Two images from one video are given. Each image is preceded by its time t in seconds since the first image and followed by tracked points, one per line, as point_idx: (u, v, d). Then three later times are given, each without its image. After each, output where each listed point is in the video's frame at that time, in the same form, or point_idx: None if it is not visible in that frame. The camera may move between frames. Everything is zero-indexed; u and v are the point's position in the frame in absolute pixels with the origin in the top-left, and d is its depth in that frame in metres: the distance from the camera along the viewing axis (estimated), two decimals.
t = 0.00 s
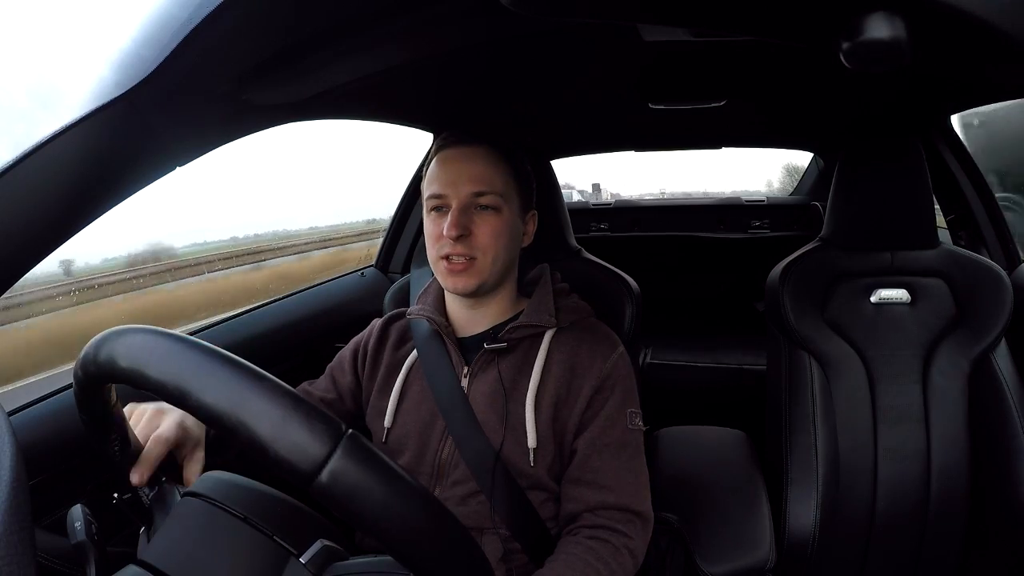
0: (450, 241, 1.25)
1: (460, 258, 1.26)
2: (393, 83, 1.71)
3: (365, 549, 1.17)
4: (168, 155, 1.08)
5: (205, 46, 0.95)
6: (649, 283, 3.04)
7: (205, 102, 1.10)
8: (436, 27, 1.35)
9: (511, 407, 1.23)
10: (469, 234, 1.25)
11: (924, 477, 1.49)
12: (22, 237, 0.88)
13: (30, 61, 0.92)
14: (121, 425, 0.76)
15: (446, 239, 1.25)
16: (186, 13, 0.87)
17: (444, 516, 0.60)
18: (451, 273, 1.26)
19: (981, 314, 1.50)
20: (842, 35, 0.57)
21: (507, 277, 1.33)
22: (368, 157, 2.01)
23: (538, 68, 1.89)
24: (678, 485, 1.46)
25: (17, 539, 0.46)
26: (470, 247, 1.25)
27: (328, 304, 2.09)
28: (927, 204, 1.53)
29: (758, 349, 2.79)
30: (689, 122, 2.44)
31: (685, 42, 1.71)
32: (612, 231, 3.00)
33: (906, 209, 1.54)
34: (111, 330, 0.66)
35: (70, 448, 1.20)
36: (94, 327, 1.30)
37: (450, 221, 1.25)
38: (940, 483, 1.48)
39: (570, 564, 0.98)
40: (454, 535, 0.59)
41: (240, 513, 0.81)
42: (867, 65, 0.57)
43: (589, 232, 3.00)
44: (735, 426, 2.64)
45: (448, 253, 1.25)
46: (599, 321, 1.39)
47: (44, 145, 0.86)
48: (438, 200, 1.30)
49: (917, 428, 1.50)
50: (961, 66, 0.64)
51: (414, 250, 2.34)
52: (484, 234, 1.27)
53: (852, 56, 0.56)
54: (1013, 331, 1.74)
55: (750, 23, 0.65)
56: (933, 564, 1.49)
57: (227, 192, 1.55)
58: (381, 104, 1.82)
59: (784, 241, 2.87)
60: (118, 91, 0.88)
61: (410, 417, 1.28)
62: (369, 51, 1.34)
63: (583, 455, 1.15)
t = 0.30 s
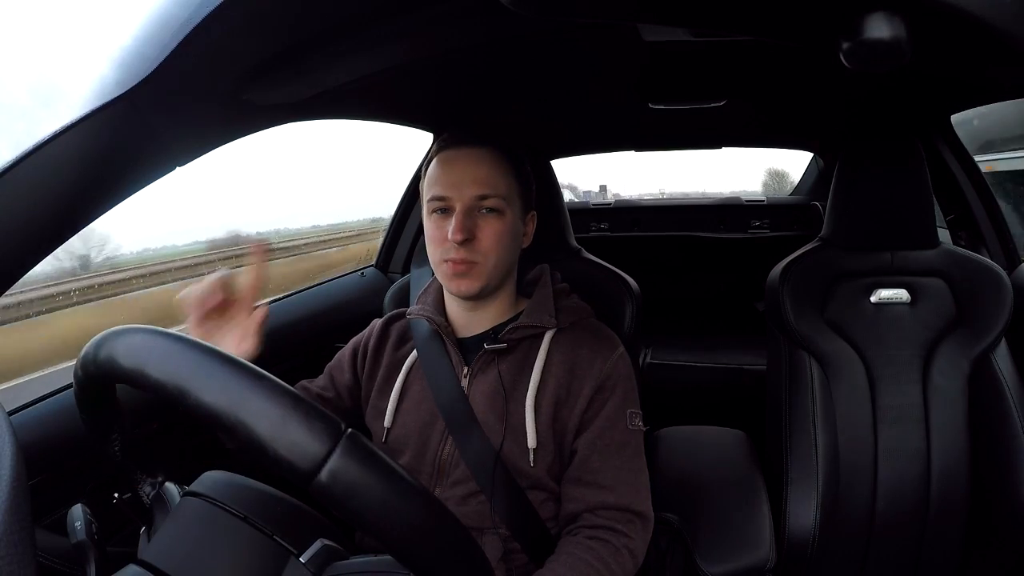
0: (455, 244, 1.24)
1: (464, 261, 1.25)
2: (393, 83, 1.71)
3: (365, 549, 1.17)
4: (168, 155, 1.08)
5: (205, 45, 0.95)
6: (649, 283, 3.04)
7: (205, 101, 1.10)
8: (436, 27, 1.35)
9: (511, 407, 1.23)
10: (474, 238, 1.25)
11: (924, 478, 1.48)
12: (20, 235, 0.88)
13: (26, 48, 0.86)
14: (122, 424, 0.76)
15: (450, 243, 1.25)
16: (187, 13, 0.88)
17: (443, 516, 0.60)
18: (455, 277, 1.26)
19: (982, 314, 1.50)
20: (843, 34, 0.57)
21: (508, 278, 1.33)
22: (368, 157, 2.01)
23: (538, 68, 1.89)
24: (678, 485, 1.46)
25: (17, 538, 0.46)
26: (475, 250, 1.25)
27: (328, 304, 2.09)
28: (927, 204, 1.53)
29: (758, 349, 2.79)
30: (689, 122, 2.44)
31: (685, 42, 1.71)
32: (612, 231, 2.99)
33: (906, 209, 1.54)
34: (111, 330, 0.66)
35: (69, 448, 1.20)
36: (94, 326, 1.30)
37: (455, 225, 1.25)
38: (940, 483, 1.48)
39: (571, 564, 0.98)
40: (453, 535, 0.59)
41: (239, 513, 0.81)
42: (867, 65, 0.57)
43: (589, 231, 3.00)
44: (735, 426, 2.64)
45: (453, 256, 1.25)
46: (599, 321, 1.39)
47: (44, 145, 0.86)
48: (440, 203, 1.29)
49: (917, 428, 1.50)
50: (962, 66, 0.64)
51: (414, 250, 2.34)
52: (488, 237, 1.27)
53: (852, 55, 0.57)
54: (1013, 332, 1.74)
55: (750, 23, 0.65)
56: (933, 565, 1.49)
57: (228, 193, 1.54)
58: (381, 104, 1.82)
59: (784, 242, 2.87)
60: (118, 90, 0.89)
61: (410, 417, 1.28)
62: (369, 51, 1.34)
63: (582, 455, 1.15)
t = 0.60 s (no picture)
0: (453, 243, 1.25)
1: (462, 260, 1.26)
2: (393, 83, 1.71)
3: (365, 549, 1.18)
4: (168, 155, 1.08)
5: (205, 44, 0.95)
6: (648, 283, 3.04)
7: (205, 101, 1.10)
8: (436, 27, 1.35)
9: (511, 407, 1.23)
10: (472, 236, 1.25)
11: (924, 478, 1.48)
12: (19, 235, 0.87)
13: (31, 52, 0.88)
14: (121, 424, 0.76)
15: (449, 241, 1.25)
16: (187, 13, 0.88)
17: (442, 516, 0.59)
18: (454, 276, 1.26)
19: (981, 314, 1.50)
20: (843, 35, 0.57)
21: (508, 277, 1.33)
22: (368, 157, 2.01)
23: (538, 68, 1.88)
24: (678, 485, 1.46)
25: (17, 538, 0.46)
26: (473, 248, 1.25)
27: (328, 305, 2.09)
28: (927, 204, 1.53)
29: (758, 349, 2.79)
30: (689, 122, 2.44)
31: (685, 42, 1.70)
32: (612, 231, 2.99)
33: (907, 209, 1.54)
34: (110, 329, 0.66)
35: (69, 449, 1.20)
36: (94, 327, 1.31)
37: (452, 223, 1.25)
38: (940, 483, 1.48)
39: (572, 564, 0.98)
40: (453, 536, 0.59)
41: (239, 513, 0.81)
42: (866, 65, 0.57)
43: (589, 231, 3.00)
44: (735, 426, 2.65)
45: (451, 255, 1.25)
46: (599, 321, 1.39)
47: (44, 145, 0.87)
48: (439, 202, 1.30)
49: (917, 428, 1.50)
50: (962, 66, 0.64)
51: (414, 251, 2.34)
52: (486, 235, 1.27)
53: (852, 55, 0.57)
54: (1013, 332, 1.75)
55: (750, 22, 0.65)
56: (934, 565, 1.49)
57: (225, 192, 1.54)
58: (381, 104, 1.82)
59: (784, 242, 2.87)
60: (120, 90, 0.90)
61: (410, 417, 1.28)
62: (369, 51, 1.33)
63: (583, 455, 1.15)
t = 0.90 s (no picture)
0: (451, 244, 1.25)
1: (459, 261, 1.26)
2: (393, 83, 1.71)
3: (364, 549, 1.18)
4: (169, 156, 1.08)
5: (205, 44, 0.95)
6: (649, 283, 3.04)
7: (206, 101, 1.10)
8: (437, 27, 1.35)
9: (511, 408, 1.23)
10: (469, 237, 1.25)
11: (924, 478, 1.48)
12: (19, 235, 0.87)
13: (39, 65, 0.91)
14: (121, 425, 0.76)
15: (446, 242, 1.25)
16: (188, 12, 0.88)
17: (441, 516, 0.59)
18: (451, 277, 1.26)
19: (981, 314, 1.50)
20: (843, 34, 0.57)
21: (507, 277, 1.33)
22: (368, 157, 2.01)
23: (538, 68, 1.88)
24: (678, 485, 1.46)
25: (17, 539, 0.46)
26: (470, 250, 1.26)
27: (328, 305, 2.09)
28: (927, 204, 1.53)
29: (758, 349, 2.79)
30: (689, 122, 2.44)
31: (686, 42, 1.70)
32: (612, 231, 2.99)
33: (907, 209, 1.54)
34: (110, 330, 0.66)
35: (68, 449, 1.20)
36: (93, 326, 1.31)
37: (449, 224, 1.25)
38: (940, 483, 1.48)
39: (572, 564, 0.98)
40: (451, 536, 0.59)
41: (239, 513, 0.81)
42: (866, 65, 0.57)
43: (589, 231, 3.00)
44: (735, 426, 2.65)
45: (449, 256, 1.25)
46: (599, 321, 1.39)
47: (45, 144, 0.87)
48: (437, 203, 1.30)
49: (917, 429, 1.50)
50: (962, 67, 0.64)
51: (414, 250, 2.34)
52: (483, 237, 1.27)
53: (852, 55, 0.56)
54: (1013, 332, 1.75)
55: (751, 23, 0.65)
56: (934, 565, 1.49)
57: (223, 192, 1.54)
58: (381, 104, 1.82)
59: (784, 242, 2.87)
60: (120, 89, 0.90)
61: (410, 418, 1.28)
62: (369, 50, 1.33)
63: (582, 455, 1.15)
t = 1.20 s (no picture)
0: (451, 245, 1.25)
1: (460, 261, 1.26)
2: (392, 83, 1.71)
3: (364, 549, 1.18)
4: (169, 155, 1.08)
5: (205, 45, 0.95)
6: (648, 283, 3.04)
7: (206, 102, 1.10)
8: (437, 27, 1.35)
9: (513, 407, 1.23)
10: (469, 238, 1.25)
11: (924, 478, 1.48)
12: (19, 235, 0.87)
13: (49, 68, 0.93)
14: (120, 424, 0.76)
15: (446, 243, 1.25)
16: (187, 13, 0.85)
17: (443, 516, 0.59)
18: (452, 278, 1.26)
19: (982, 314, 1.50)
20: (842, 35, 0.57)
21: (508, 277, 1.33)
22: (367, 157, 2.01)
23: (538, 68, 1.88)
24: (678, 485, 1.46)
25: (17, 539, 0.46)
26: (470, 250, 1.26)
27: (328, 305, 2.09)
28: (927, 204, 1.53)
29: (758, 349, 2.80)
30: (690, 122, 2.44)
31: (685, 42, 1.70)
32: (612, 231, 3.00)
33: (906, 209, 1.54)
34: (110, 330, 0.66)
35: (68, 449, 1.20)
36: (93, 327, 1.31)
37: (449, 224, 1.25)
38: (940, 483, 1.48)
39: (572, 564, 0.98)
40: (453, 536, 0.59)
41: (240, 513, 0.81)
42: (866, 65, 0.57)
43: (589, 231, 3.00)
44: (735, 426, 2.65)
45: (449, 257, 1.25)
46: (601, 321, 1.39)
47: (44, 144, 0.87)
48: (437, 203, 1.30)
49: (917, 428, 1.50)
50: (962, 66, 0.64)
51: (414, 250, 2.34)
52: (483, 237, 1.27)
53: (852, 56, 0.56)
54: (1013, 332, 1.75)
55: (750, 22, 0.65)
56: (934, 565, 1.49)
57: (223, 192, 1.55)
58: (380, 104, 1.82)
59: (784, 242, 2.87)
60: (120, 90, 0.89)
61: (410, 417, 1.28)
62: (369, 50, 1.33)
63: (583, 454, 1.15)
